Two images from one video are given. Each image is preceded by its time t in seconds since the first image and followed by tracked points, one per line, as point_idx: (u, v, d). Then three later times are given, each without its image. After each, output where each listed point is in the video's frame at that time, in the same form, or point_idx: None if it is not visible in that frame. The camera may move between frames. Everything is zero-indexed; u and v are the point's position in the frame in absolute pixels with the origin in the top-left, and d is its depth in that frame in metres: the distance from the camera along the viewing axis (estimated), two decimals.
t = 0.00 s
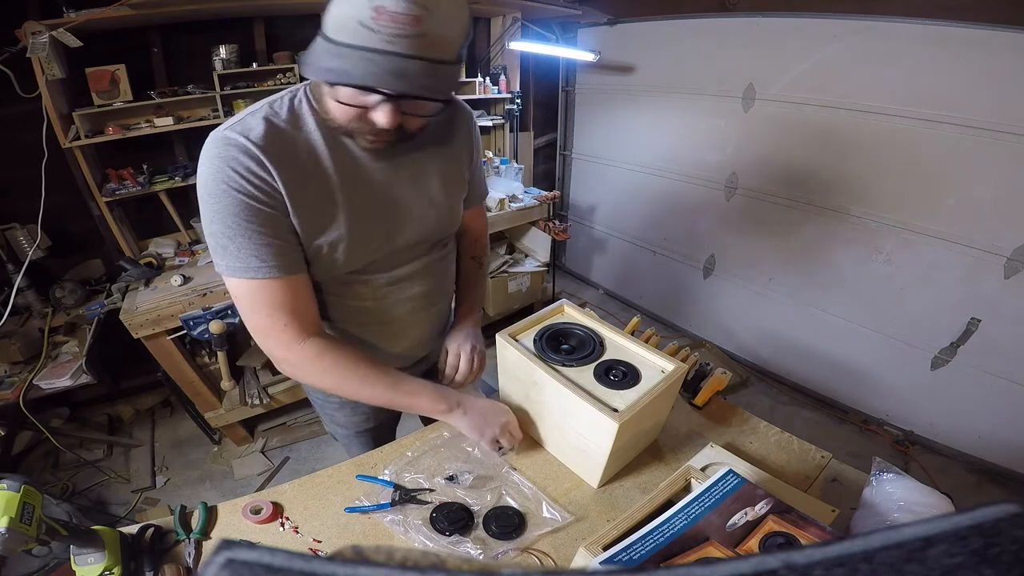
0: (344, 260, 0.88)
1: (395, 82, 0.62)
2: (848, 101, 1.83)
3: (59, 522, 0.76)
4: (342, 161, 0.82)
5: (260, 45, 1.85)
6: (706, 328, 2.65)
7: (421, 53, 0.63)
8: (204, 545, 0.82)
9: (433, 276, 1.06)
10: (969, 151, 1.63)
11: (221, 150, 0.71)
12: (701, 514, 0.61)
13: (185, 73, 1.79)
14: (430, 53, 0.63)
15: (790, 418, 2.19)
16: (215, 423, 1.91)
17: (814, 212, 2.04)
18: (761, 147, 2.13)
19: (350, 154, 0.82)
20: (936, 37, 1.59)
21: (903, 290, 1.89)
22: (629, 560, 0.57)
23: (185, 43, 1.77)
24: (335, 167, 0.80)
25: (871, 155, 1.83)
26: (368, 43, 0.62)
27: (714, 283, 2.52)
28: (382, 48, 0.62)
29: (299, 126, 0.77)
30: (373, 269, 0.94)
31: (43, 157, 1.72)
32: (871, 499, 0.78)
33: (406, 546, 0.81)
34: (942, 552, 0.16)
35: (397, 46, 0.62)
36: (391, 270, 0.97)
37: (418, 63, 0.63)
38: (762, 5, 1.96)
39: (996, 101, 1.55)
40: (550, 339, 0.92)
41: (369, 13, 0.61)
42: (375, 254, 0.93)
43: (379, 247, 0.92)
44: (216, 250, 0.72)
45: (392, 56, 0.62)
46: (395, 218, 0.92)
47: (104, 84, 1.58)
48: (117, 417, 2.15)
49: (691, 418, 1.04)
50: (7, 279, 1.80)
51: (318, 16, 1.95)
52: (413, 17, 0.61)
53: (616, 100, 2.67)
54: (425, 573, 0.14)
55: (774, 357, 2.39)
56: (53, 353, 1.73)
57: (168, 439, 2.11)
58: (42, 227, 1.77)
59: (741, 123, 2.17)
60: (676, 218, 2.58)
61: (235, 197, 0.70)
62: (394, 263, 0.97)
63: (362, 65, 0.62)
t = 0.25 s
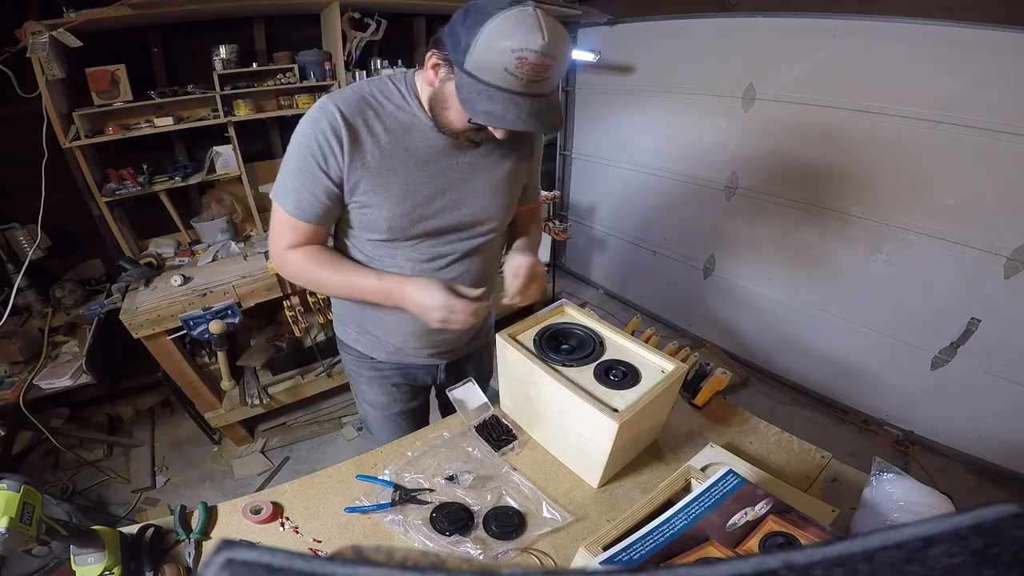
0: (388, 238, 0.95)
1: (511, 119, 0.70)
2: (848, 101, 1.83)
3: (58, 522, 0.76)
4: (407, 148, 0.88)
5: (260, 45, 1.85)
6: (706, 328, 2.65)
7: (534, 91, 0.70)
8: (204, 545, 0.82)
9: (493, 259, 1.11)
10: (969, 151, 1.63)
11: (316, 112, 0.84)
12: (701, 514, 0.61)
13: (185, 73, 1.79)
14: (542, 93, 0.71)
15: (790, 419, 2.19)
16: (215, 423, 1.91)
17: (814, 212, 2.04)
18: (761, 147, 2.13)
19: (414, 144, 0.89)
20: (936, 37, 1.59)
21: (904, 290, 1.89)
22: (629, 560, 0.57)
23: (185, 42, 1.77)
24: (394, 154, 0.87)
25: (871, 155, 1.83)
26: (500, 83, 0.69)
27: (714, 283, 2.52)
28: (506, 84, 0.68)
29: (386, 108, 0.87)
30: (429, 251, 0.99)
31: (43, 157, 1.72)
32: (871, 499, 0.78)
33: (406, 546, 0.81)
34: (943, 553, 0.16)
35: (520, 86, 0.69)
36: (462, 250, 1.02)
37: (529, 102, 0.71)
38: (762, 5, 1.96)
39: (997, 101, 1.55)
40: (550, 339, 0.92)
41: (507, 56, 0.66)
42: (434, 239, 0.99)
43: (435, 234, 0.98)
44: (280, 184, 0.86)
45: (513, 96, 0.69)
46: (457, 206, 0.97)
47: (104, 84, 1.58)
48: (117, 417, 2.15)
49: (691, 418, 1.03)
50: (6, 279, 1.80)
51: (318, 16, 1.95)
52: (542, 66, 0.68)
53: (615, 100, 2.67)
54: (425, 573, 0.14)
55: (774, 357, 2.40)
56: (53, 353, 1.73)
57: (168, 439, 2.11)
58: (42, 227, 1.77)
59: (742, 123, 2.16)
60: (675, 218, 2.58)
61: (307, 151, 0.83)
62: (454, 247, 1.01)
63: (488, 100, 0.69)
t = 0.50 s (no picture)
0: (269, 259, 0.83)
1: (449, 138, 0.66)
2: (848, 101, 1.84)
3: (58, 522, 0.76)
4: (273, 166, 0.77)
5: (260, 45, 1.85)
6: (706, 328, 2.65)
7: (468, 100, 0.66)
8: (204, 545, 0.82)
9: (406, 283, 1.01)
10: (969, 151, 1.63)
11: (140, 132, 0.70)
12: (701, 514, 0.61)
13: (185, 73, 1.79)
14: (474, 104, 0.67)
15: (790, 419, 2.19)
16: (215, 423, 1.91)
17: (814, 212, 2.04)
18: (761, 147, 2.13)
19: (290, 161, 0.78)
20: (936, 37, 1.59)
21: (904, 290, 1.89)
22: (629, 560, 0.57)
23: (185, 42, 1.77)
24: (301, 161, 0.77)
25: (870, 155, 1.83)
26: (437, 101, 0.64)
27: (714, 283, 2.52)
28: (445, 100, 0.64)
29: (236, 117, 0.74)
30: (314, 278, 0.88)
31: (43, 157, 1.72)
32: (871, 499, 0.78)
33: (406, 546, 0.81)
34: (943, 553, 0.16)
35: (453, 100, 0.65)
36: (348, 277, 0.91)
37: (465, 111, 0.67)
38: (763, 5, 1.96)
39: (997, 101, 1.55)
40: (550, 339, 0.92)
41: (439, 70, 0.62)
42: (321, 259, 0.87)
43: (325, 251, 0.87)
44: (114, 220, 0.72)
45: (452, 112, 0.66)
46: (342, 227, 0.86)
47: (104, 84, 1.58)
48: (116, 417, 2.15)
49: (690, 418, 1.03)
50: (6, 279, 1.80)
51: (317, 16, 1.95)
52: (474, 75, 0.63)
53: (616, 100, 2.67)
54: (424, 573, 0.14)
55: (774, 357, 2.40)
56: (54, 353, 1.73)
57: (168, 439, 2.11)
58: (42, 227, 1.78)
59: (742, 123, 2.16)
60: (675, 218, 2.58)
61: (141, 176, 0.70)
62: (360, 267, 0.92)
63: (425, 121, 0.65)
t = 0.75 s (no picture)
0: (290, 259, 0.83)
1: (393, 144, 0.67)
2: (848, 101, 1.84)
3: (58, 522, 0.76)
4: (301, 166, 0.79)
5: (260, 45, 1.85)
6: (706, 328, 2.65)
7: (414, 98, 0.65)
8: (204, 545, 0.82)
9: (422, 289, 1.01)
10: (970, 150, 1.63)
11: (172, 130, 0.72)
12: (701, 514, 0.61)
13: (184, 73, 1.79)
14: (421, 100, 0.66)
15: (790, 419, 2.20)
16: (215, 424, 1.91)
17: (814, 212, 2.04)
18: (760, 148, 2.13)
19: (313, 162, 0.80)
20: (936, 36, 1.59)
21: (904, 290, 1.89)
22: (629, 560, 0.57)
23: (184, 42, 1.77)
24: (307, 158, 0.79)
25: (870, 155, 1.83)
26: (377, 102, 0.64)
27: (714, 283, 2.52)
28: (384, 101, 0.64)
29: (264, 115, 0.77)
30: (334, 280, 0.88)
31: (43, 157, 1.72)
32: (871, 499, 0.78)
33: (406, 546, 0.81)
34: (943, 553, 0.16)
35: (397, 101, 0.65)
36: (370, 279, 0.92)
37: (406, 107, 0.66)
38: (762, 5, 1.96)
39: (997, 101, 1.55)
40: (550, 339, 0.92)
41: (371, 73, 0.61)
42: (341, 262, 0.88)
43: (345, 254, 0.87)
44: (127, 214, 0.73)
45: (397, 117, 0.66)
46: (360, 231, 0.87)
47: (104, 84, 1.58)
48: (116, 417, 2.15)
49: (690, 418, 1.03)
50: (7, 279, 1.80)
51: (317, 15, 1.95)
52: (413, 76, 0.63)
53: (616, 100, 2.67)
54: (424, 573, 0.14)
55: (774, 357, 2.40)
56: (53, 353, 1.73)
57: (168, 439, 2.11)
58: (42, 227, 1.78)
59: (742, 123, 2.16)
60: (675, 218, 2.58)
61: (159, 172, 0.71)
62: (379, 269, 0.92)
63: (368, 126, 0.65)
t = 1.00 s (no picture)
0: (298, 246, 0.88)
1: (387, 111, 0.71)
2: (847, 101, 1.83)
3: (58, 522, 0.76)
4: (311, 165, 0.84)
5: (260, 45, 1.85)
6: (706, 328, 2.65)
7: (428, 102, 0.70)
8: (204, 545, 0.82)
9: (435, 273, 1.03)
10: (970, 150, 1.63)
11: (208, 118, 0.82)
12: (701, 514, 0.61)
13: (184, 73, 1.79)
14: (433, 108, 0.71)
15: (790, 419, 2.20)
16: (215, 423, 1.91)
17: (814, 212, 2.04)
18: (760, 147, 2.13)
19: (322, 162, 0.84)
20: (936, 36, 1.59)
21: (903, 291, 1.89)
22: (629, 560, 0.57)
23: (184, 42, 1.76)
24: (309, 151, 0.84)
25: (870, 155, 1.83)
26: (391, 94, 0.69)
27: (714, 283, 2.52)
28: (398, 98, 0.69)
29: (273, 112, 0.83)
30: (345, 270, 0.92)
31: (43, 157, 1.72)
32: (871, 499, 0.78)
33: (406, 546, 0.81)
34: (943, 553, 0.16)
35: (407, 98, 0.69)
36: (382, 273, 0.95)
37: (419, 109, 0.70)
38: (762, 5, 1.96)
39: (997, 101, 1.55)
40: (549, 339, 0.92)
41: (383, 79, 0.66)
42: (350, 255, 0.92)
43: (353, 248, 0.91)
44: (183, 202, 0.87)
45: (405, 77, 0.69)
46: (369, 227, 0.91)
47: (104, 84, 1.58)
48: (116, 417, 2.15)
49: (690, 418, 1.03)
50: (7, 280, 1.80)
51: (317, 16, 1.95)
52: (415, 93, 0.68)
53: (615, 100, 2.67)
54: (424, 574, 0.14)
55: (774, 357, 2.40)
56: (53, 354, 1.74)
57: (167, 439, 2.11)
58: (42, 227, 1.77)
59: (741, 123, 2.16)
60: (675, 218, 2.58)
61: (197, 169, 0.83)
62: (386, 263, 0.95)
63: (377, 82, 0.69)
